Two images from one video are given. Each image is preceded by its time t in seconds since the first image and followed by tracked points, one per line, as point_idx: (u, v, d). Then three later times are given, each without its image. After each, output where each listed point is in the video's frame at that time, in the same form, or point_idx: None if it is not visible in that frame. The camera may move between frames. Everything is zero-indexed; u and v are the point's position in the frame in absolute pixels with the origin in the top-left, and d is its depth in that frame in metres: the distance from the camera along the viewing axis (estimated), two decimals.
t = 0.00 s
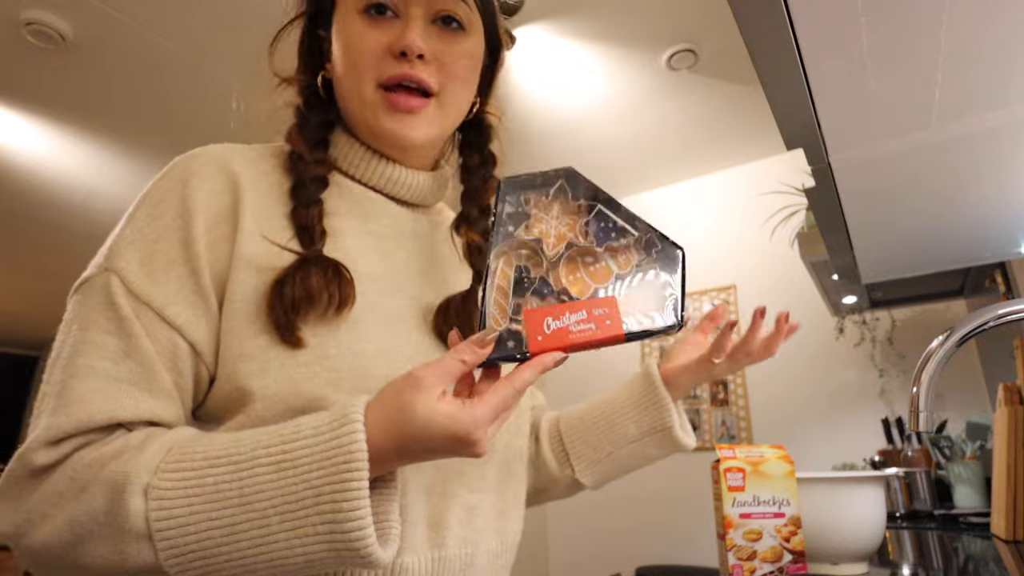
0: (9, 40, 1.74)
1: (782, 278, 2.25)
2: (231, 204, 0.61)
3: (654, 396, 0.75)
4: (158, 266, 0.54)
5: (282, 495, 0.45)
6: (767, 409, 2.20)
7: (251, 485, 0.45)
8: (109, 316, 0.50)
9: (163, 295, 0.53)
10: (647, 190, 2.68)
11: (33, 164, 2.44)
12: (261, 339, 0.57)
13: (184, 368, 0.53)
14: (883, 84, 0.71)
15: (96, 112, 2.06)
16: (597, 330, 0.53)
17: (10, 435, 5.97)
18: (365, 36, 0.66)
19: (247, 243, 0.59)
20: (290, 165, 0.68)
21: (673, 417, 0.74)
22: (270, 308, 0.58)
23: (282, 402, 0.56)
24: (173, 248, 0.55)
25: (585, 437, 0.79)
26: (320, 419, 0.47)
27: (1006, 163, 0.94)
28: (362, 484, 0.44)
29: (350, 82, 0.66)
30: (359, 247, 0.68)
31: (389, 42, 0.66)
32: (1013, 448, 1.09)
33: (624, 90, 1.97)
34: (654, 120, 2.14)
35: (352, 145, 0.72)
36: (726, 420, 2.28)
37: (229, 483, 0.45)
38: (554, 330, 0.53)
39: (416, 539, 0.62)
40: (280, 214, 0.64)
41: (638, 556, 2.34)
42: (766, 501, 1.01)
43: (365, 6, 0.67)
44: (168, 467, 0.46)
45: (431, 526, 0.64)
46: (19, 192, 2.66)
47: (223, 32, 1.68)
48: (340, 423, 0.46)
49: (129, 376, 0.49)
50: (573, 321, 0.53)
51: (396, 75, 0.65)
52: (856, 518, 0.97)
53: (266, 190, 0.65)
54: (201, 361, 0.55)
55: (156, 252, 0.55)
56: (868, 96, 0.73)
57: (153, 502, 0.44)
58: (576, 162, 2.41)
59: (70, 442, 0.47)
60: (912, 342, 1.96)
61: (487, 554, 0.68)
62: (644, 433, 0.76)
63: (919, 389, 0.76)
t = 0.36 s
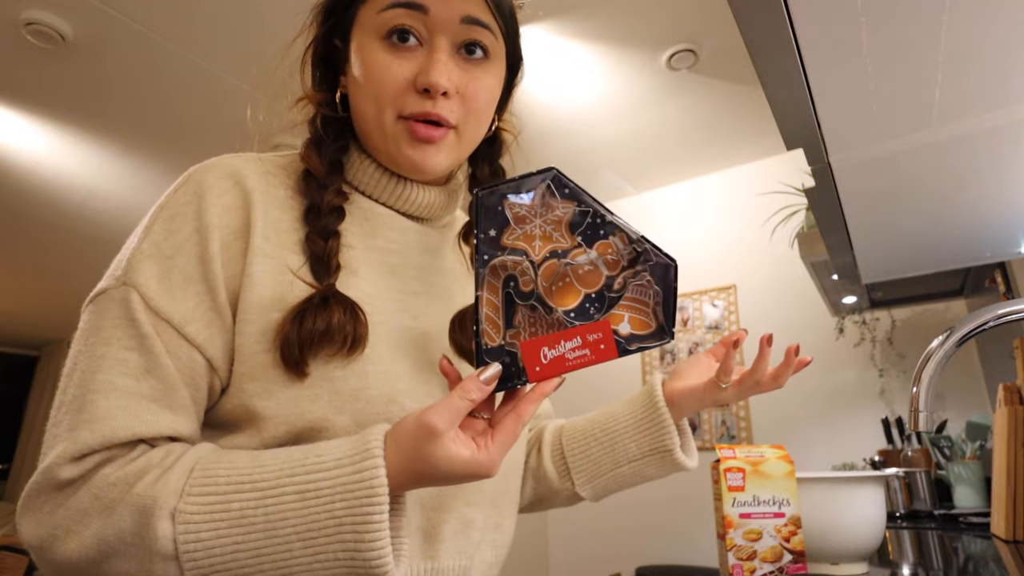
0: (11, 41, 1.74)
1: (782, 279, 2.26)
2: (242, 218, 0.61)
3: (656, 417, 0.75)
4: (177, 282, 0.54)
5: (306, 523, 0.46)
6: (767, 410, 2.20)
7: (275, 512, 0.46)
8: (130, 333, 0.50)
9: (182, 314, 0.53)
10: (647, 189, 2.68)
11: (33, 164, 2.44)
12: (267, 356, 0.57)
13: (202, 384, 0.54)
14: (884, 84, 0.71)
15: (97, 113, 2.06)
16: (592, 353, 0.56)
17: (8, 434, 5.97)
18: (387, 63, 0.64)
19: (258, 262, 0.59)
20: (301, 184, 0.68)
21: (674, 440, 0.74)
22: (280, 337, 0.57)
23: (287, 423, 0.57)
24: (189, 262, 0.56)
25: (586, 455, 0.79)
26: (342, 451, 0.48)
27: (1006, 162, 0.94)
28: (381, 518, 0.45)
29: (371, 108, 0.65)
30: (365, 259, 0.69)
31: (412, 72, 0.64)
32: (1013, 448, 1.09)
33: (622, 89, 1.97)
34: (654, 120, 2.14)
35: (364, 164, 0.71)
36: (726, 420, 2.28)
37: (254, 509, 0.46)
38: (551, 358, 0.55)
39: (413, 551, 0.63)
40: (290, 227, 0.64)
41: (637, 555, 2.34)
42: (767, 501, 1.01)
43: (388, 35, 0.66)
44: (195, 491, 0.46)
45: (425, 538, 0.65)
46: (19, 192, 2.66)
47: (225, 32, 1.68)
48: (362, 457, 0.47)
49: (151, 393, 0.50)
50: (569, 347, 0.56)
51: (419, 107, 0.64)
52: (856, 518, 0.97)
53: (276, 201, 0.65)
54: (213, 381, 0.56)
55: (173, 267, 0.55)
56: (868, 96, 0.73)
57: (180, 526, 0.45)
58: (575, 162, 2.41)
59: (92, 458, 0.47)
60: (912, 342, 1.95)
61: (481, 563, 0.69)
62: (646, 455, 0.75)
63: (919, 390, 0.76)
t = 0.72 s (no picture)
0: (11, 41, 1.74)
1: (782, 278, 2.25)
2: (239, 218, 0.61)
3: (630, 422, 0.72)
4: (173, 282, 0.54)
5: (291, 512, 0.45)
6: (767, 410, 2.20)
7: (261, 500, 0.45)
8: (125, 332, 0.50)
9: (179, 313, 0.53)
10: (647, 190, 2.68)
11: (32, 164, 2.43)
12: (265, 356, 0.57)
13: (199, 383, 0.54)
14: (884, 84, 0.71)
15: (97, 113, 2.06)
16: (578, 382, 0.46)
17: (10, 433, 5.98)
18: (412, 72, 0.64)
19: (257, 264, 0.59)
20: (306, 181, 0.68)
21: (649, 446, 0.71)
22: (283, 334, 0.57)
23: (284, 423, 0.57)
24: (185, 262, 0.55)
25: (571, 459, 0.78)
26: (328, 439, 0.47)
27: (1005, 162, 0.94)
28: (366, 505, 0.44)
29: (390, 112, 0.65)
30: (362, 260, 0.69)
31: (437, 83, 0.64)
32: (1013, 448, 1.09)
33: (621, 89, 1.97)
34: (654, 120, 2.15)
35: (367, 162, 0.71)
36: (726, 420, 2.28)
37: (240, 498, 0.45)
38: (540, 373, 0.48)
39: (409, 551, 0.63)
40: (287, 227, 0.64)
41: (637, 555, 2.35)
42: (767, 501, 1.01)
43: (414, 42, 0.65)
44: (181, 480, 0.46)
45: (419, 537, 0.65)
46: (19, 193, 2.66)
47: (224, 32, 1.68)
48: (347, 444, 0.46)
49: (147, 393, 0.50)
50: (559, 364, 0.48)
51: (442, 116, 0.65)
52: (856, 518, 0.97)
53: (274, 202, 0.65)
54: (211, 381, 0.56)
55: (170, 267, 0.54)
56: (868, 96, 0.73)
57: (165, 515, 0.45)
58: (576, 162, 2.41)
59: (87, 456, 0.47)
60: (912, 342, 1.96)
61: (476, 561, 0.69)
62: (622, 459, 0.72)
63: (919, 390, 0.76)
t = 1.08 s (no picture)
0: (10, 41, 1.74)
1: (782, 278, 2.25)
2: (227, 216, 0.61)
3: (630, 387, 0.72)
4: (157, 281, 0.54)
5: (288, 497, 0.45)
6: (766, 410, 2.20)
7: (257, 487, 0.46)
8: (109, 332, 0.50)
9: (164, 312, 0.52)
10: (647, 190, 2.68)
11: (32, 163, 2.43)
12: (254, 354, 0.57)
13: (186, 382, 0.53)
14: (884, 84, 0.71)
15: (95, 112, 2.06)
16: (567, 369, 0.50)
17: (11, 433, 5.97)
18: (429, 70, 0.66)
19: (244, 260, 0.59)
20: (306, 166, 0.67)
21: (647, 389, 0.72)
22: (282, 328, 0.58)
23: (274, 419, 0.57)
24: (170, 260, 0.55)
25: (591, 433, 0.76)
26: (323, 424, 0.47)
27: (1005, 162, 0.94)
28: (363, 487, 0.44)
29: (405, 104, 0.65)
30: (354, 258, 0.69)
31: (452, 82, 0.67)
32: (1013, 447, 1.09)
33: (620, 89, 1.97)
34: (654, 120, 2.15)
35: (364, 153, 0.71)
36: (726, 420, 2.28)
37: (237, 484, 0.46)
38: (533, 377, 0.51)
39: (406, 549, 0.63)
40: (275, 226, 0.64)
41: (638, 556, 2.34)
42: (767, 501, 1.01)
43: (432, 41, 0.67)
44: (176, 468, 0.46)
45: (419, 534, 0.65)
46: (18, 192, 2.66)
47: (222, 31, 1.68)
48: (343, 427, 0.46)
49: (133, 393, 0.49)
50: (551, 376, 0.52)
51: (454, 113, 0.67)
52: (856, 518, 0.97)
53: (263, 200, 0.65)
54: (199, 379, 0.56)
55: (154, 265, 0.54)
56: (868, 96, 0.73)
57: (160, 502, 0.45)
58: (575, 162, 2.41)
59: (74, 458, 0.47)
60: (912, 342, 1.96)
61: (471, 559, 0.69)
62: (635, 409, 0.73)
63: (919, 389, 0.76)
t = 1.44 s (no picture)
0: (7, 41, 1.74)
1: (783, 278, 2.25)
2: (213, 212, 0.61)
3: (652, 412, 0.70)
4: (135, 278, 0.54)
5: (263, 511, 0.45)
6: (766, 409, 2.21)
7: (234, 499, 0.46)
8: (85, 329, 0.50)
9: (140, 309, 0.53)
10: (647, 189, 2.68)
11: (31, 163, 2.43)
12: (244, 349, 0.57)
13: (163, 383, 0.53)
14: (884, 84, 0.71)
15: (93, 112, 2.06)
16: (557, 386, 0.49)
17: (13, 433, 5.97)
18: (426, 58, 0.66)
19: (230, 254, 0.60)
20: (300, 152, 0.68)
21: (672, 417, 0.70)
22: (276, 316, 0.58)
23: (264, 415, 0.57)
24: (150, 256, 0.55)
25: (614, 442, 0.76)
26: (306, 438, 0.47)
27: (1005, 162, 0.94)
28: (339, 507, 0.44)
29: (401, 92, 0.65)
30: (347, 254, 0.69)
31: (449, 71, 0.66)
32: (1013, 447, 1.09)
33: (619, 90, 1.97)
34: (654, 120, 2.14)
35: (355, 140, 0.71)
36: (726, 420, 2.28)
37: (213, 495, 0.46)
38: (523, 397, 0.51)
39: (406, 548, 0.62)
40: (263, 222, 0.64)
41: (638, 555, 2.34)
42: (767, 501, 1.01)
43: (430, 29, 0.66)
44: (153, 475, 0.46)
45: (420, 530, 0.64)
46: (17, 192, 2.66)
47: (220, 31, 1.68)
48: (325, 443, 0.46)
49: (108, 392, 0.50)
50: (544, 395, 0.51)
51: (451, 102, 0.67)
52: (857, 520, 0.97)
53: (252, 196, 0.65)
54: (179, 378, 0.55)
55: (133, 261, 0.54)
56: (868, 96, 0.73)
57: (133, 509, 0.45)
58: (576, 162, 2.41)
59: (45, 459, 0.47)
60: (912, 342, 1.96)
61: (469, 556, 0.69)
62: (659, 430, 0.72)
63: (919, 390, 0.76)
